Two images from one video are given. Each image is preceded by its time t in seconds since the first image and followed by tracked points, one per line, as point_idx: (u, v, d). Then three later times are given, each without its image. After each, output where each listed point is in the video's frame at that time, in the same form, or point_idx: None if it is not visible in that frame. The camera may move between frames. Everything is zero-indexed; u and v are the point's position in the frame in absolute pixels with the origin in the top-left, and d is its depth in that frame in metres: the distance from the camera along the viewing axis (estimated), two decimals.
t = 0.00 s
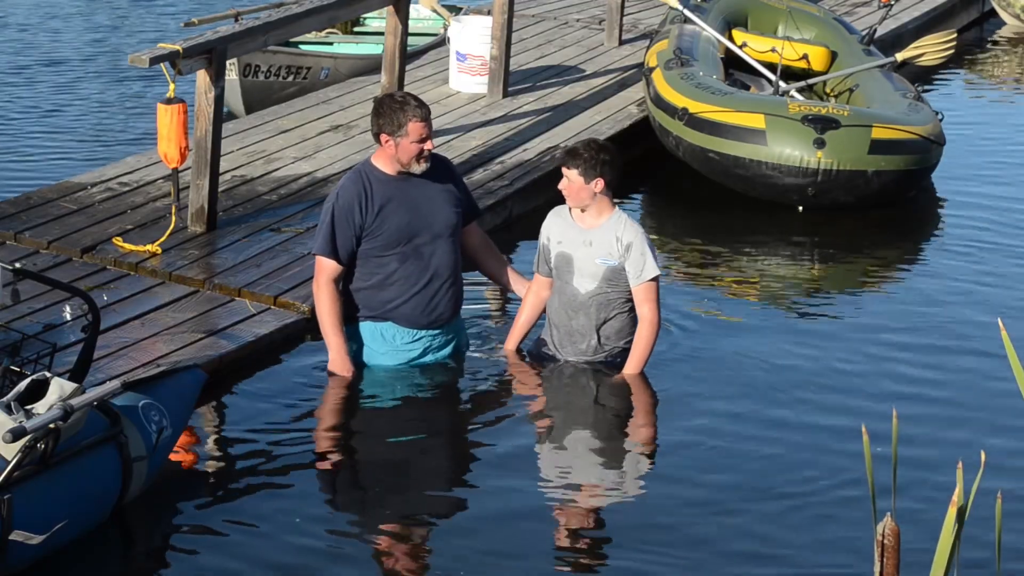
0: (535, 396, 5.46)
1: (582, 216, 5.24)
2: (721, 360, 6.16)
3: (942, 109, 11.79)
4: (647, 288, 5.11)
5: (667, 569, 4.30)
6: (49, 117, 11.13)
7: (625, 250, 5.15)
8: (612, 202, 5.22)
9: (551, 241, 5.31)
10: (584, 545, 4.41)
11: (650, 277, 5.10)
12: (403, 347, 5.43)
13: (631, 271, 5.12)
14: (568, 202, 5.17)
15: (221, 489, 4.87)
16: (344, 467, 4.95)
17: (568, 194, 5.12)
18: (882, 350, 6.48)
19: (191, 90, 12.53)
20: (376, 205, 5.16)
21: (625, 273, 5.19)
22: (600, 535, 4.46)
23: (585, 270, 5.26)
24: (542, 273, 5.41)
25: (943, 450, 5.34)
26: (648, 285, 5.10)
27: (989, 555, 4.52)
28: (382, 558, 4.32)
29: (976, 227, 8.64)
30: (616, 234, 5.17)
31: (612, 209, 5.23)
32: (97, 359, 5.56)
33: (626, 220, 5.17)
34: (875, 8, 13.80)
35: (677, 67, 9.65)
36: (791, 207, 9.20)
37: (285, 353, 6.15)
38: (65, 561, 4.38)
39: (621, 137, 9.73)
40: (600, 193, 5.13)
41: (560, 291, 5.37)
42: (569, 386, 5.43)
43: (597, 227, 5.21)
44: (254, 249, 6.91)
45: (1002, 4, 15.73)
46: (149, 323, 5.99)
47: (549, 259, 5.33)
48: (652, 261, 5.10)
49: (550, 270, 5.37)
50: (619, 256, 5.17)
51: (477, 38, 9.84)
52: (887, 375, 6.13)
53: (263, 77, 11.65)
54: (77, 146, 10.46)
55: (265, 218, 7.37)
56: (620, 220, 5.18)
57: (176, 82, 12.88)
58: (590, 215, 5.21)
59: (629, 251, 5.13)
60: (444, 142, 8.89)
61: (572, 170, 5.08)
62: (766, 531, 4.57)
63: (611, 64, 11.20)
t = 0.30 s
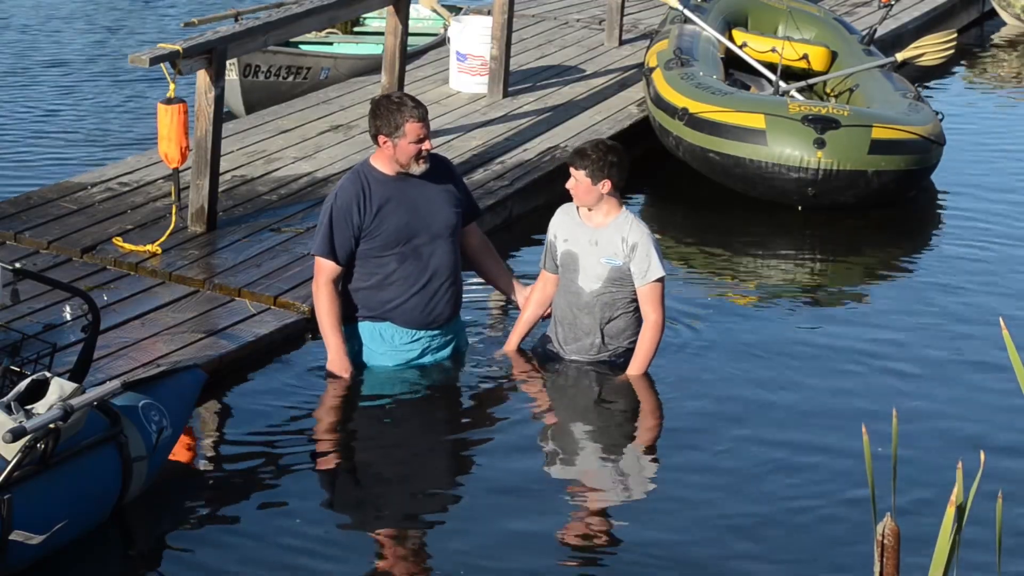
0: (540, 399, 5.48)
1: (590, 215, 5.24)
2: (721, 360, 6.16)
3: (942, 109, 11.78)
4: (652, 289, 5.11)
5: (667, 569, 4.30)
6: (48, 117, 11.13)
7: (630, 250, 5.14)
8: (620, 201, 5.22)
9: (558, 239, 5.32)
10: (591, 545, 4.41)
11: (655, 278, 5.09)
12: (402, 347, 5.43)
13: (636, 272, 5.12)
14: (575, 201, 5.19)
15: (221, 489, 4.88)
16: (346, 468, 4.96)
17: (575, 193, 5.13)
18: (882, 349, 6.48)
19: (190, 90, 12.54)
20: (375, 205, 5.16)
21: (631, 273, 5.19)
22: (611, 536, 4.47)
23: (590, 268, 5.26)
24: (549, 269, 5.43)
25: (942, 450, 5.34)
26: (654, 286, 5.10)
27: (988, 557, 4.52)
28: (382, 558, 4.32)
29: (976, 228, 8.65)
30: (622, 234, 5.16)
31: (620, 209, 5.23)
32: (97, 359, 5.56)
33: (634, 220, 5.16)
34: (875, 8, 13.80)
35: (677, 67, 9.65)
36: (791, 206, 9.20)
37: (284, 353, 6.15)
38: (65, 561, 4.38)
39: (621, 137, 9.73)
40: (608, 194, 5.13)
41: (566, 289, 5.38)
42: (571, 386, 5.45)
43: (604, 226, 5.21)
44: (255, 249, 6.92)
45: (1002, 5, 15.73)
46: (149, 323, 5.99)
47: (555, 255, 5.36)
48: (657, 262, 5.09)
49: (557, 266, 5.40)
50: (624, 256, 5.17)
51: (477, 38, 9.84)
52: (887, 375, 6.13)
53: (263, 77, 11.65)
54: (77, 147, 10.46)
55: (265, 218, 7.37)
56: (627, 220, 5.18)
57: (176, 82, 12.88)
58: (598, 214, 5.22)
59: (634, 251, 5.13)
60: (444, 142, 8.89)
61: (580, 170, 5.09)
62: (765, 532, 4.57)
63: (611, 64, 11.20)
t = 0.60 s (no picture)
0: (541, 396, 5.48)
1: (593, 216, 5.24)
2: (721, 360, 6.16)
3: (941, 110, 11.79)
4: (653, 292, 5.10)
5: (667, 570, 4.30)
6: (48, 117, 11.13)
7: (631, 252, 5.14)
8: (622, 203, 5.22)
9: (562, 239, 5.34)
10: (594, 548, 4.41)
11: (655, 280, 5.08)
12: (401, 348, 5.43)
13: (637, 275, 5.11)
14: (578, 201, 5.19)
15: (222, 489, 4.88)
16: (346, 467, 4.96)
17: (577, 194, 5.13)
18: (883, 349, 6.48)
19: (190, 90, 12.54)
20: (374, 206, 5.16)
21: (632, 275, 5.19)
22: (613, 539, 4.46)
23: (592, 270, 5.27)
24: (553, 269, 5.45)
25: (943, 451, 5.34)
26: (654, 288, 5.10)
27: (988, 560, 4.53)
28: (383, 558, 4.32)
29: (976, 228, 8.65)
30: (623, 236, 5.16)
31: (624, 211, 5.23)
32: (98, 359, 5.56)
33: (636, 222, 5.16)
34: (875, 8, 13.80)
35: (677, 67, 9.65)
36: (791, 206, 9.20)
37: (285, 353, 6.15)
38: (65, 561, 4.38)
39: (621, 137, 9.73)
40: (610, 194, 5.13)
41: (569, 289, 5.39)
42: (572, 387, 5.45)
43: (606, 227, 5.21)
44: (255, 249, 6.92)
45: (1002, 5, 15.73)
46: (149, 323, 5.99)
47: (559, 256, 5.37)
48: (658, 265, 5.08)
49: (561, 266, 5.41)
50: (626, 258, 5.17)
51: (477, 38, 9.84)
52: (887, 375, 6.13)
53: (264, 77, 11.64)
54: (77, 146, 10.46)
55: (265, 218, 7.37)
56: (629, 222, 5.17)
57: (176, 82, 12.88)
58: (600, 215, 5.22)
59: (635, 253, 5.12)
60: (444, 142, 8.89)
61: (581, 171, 5.08)
62: (766, 534, 4.57)
63: (611, 64, 11.20)
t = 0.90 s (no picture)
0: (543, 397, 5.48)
1: (593, 216, 5.25)
2: (722, 360, 6.15)
3: (941, 109, 11.79)
4: (651, 293, 5.10)
5: (667, 570, 4.30)
6: (48, 117, 11.13)
7: (630, 253, 5.14)
8: (621, 203, 5.21)
9: (563, 239, 5.34)
10: (596, 546, 4.42)
11: (654, 282, 5.08)
12: (401, 348, 5.43)
13: (635, 275, 5.11)
14: (578, 201, 5.19)
15: (222, 489, 4.88)
16: (347, 467, 4.96)
17: (577, 194, 5.13)
18: (883, 348, 6.48)
19: (191, 90, 12.54)
20: (374, 205, 5.16)
21: (631, 275, 5.18)
22: (612, 536, 4.47)
23: (591, 270, 5.27)
24: (555, 269, 5.45)
25: (943, 451, 5.34)
26: (653, 289, 5.09)
27: (988, 559, 4.53)
28: (382, 558, 4.32)
29: (976, 228, 8.65)
30: (623, 236, 5.16)
31: (623, 211, 5.22)
32: (98, 359, 5.56)
33: (636, 223, 5.15)
34: (875, 8, 13.80)
35: (677, 67, 9.65)
36: (791, 207, 9.21)
37: (285, 353, 6.15)
38: (65, 561, 4.38)
39: (621, 137, 9.73)
40: (610, 194, 5.13)
41: (569, 289, 5.40)
42: (571, 387, 5.45)
43: (606, 227, 5.21)
44: (255, 249, 6.92)
45: (1002, 4, 15.73)
46: (149, 323, 5.99)
47: (560, 255, 5.37)
48: (656, 266, 5.08)
49: (561, 267, 5.42)
50: (625, 258, 5.17)
51: (477, 38, 9.84)
52: (887, 374, 6.13)
53: (264, 77, 11.64)
54: (77, 147, 10.46)
55: (265, 218, 7.38)
56: (628, 222, 5.17)
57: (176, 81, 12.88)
58: (600, 216, 5.22)
59: (634, 254, 5.12)
60: (444, 142, 8.89)
61: (581, 171, 5.09)
62: (766, 534, 4.57)
63: (611, 64, 11.20)
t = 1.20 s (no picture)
0: (541, 398, 5.49)
1: (592, 216, 5.25)
2: (722, 361, 6.15)
3: (941, 110, 11.79)
4: (650, 292, 5.09)
5: (667, 569, 4.30)
6: (48, 117, 11.13)
7: (629, 252, 5.14)
8: (620, 202, 5.22)
9: (562, 239, 5.34)
10: (596, 546, 4.42)
11: (652, 280, 5.08)
12: (400, 347, 5.43)
13: (633, 274, 5.11)
14: (577, 200, 5.19)
15: (222, 489, 4.88)
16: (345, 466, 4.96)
17: (576, 193, 5.14)
18: (882, 348, 6.48)
19: (191, 91, 12.54)
20: (374, 205, 5.17)
21: (629, 274, 5.18)
22: (611, 537, 4.48)
23: (590, 270, 5.27)
24: (554, 271, 5.45)
25: (943, 451, 5.34)
26: (651, 287, 5.09)
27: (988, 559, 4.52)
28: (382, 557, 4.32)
29: (976, 228, 8.65)
30: (621, 235, 5.16)
31: (623, 210, 5.23)
32: (98, 359, 5.56)
33: (634, 222, 5.15)
34: (875, 8, 13.80)
35: (677, 67, 9.66)
36: (791, 207, 9.21)
37: (285, 353, 6.15)
38: (65, 561, 4.38)
39: (621, 137, 9.73)
40: (609, 193, 5.13)
41: (568, 289, 5.39)
42: (570, 386, 5.46)
43: (604, 226, 5.21)
44: (255, 249, 6.92)
45: (1002, 5, 15.74)
46: (149, 323, 5.99)
47: (559, 255, 5.38)
48: (654, 264, 5.08)
49: (561, 267, 5.41)
50: (623, 257, 5.17)
51: (477, 38, 9.84)
52: (888, 374, 6.13)
53: (264, 77, 11.65)
54: (77, 146, 10.46)
55: (265, 218, 7.38)
56: (627, 221, 5.17)
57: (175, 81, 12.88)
58: (599, 215, 5.22)
59: (632, 253, 5.12)
60: (444, 142, 8.89)
61: (581, 168, 5.10)
62: (768, 533, 4.57)
63: (611, 64, 11.20)
